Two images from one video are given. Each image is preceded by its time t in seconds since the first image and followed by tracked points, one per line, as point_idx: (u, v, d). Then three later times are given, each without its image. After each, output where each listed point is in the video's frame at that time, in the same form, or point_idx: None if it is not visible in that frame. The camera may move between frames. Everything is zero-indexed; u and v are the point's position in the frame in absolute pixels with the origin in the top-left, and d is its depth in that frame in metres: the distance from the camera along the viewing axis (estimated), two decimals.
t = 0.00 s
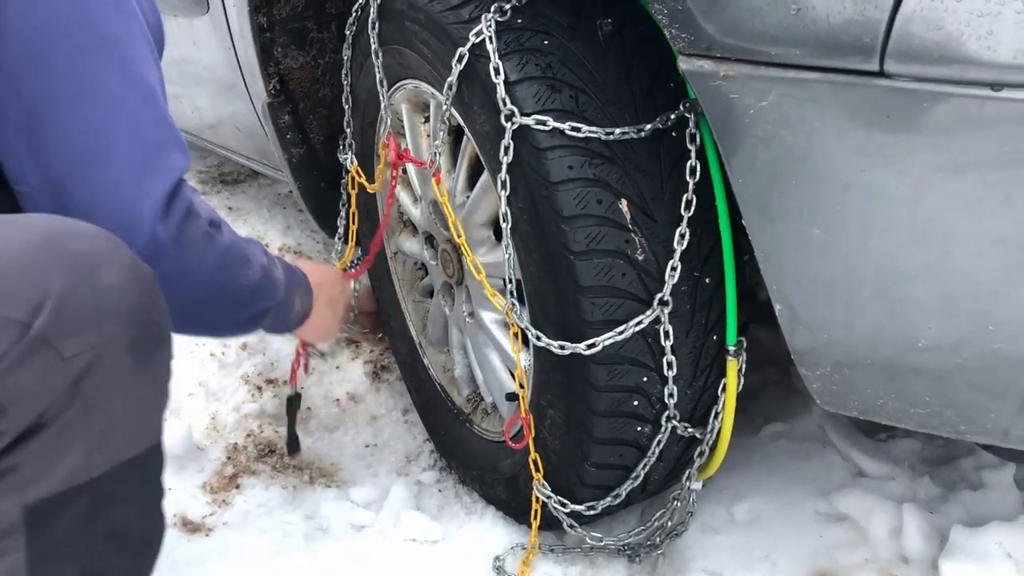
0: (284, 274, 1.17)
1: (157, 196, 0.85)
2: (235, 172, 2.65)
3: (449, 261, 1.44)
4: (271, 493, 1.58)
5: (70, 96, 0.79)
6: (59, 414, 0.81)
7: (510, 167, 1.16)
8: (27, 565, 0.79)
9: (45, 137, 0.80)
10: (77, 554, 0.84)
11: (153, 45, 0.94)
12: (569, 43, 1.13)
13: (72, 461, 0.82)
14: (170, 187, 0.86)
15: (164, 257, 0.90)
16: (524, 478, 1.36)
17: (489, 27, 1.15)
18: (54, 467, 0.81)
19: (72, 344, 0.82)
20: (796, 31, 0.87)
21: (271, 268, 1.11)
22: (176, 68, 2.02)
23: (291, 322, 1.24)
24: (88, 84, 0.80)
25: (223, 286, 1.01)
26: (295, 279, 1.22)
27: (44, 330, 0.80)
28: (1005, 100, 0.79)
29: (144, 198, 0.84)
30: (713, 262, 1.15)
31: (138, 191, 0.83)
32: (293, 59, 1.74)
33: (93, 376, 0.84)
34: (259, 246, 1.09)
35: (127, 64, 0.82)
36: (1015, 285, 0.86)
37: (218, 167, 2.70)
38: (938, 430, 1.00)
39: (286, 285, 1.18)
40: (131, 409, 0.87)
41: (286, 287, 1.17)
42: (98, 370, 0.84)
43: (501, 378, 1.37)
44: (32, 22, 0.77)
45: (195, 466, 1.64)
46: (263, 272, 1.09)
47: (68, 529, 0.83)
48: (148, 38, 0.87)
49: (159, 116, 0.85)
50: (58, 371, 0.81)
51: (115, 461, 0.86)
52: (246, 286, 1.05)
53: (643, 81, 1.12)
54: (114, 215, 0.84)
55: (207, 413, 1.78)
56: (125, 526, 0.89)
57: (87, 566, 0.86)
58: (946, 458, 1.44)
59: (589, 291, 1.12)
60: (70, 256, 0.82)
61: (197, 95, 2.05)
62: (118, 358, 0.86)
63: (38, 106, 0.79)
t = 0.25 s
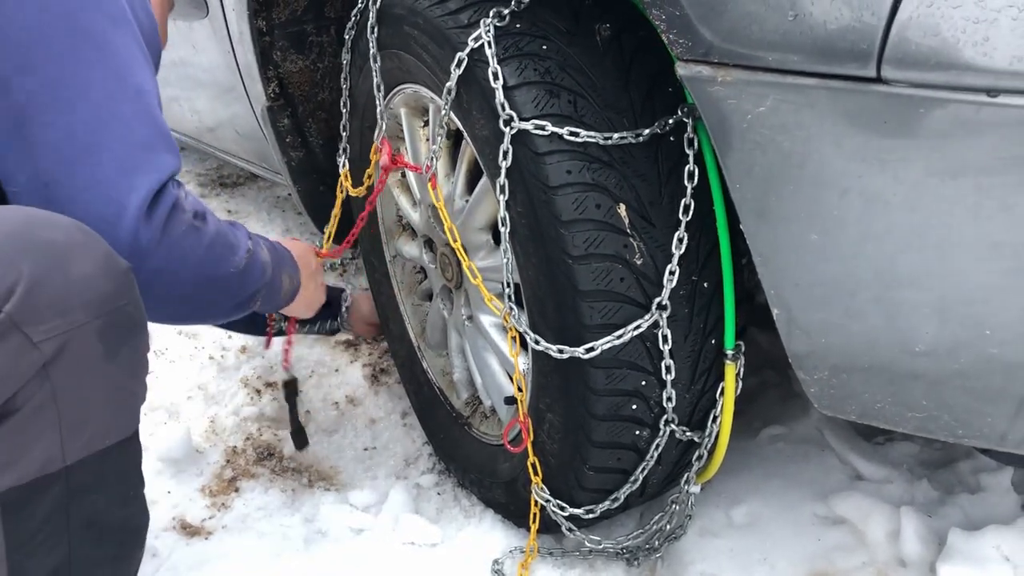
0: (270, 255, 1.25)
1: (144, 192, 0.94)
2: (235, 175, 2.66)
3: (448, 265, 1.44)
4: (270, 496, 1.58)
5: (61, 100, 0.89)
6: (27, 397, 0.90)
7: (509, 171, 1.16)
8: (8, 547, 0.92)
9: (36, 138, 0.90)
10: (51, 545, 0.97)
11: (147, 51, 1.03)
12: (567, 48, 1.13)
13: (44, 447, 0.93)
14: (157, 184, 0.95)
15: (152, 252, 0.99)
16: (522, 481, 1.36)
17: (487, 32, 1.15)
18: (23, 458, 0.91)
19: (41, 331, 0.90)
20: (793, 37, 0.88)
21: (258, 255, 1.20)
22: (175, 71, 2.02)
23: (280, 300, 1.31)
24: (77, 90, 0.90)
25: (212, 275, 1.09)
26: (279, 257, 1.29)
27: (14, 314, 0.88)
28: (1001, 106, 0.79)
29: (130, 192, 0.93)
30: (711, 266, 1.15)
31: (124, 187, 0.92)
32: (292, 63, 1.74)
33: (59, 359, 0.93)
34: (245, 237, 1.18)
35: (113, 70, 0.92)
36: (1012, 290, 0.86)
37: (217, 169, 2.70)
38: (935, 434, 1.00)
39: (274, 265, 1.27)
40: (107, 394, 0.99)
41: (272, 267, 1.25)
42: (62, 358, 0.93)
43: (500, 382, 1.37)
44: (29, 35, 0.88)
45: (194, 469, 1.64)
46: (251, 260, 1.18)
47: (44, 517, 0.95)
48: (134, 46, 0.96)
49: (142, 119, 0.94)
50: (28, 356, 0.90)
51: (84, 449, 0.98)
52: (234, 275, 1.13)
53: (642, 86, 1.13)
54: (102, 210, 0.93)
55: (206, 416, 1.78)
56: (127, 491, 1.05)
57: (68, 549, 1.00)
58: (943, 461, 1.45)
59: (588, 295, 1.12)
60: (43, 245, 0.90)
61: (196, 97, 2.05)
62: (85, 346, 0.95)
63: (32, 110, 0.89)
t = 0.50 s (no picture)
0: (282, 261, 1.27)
1: (180, 208, 0.98)
2: (234, 177, 2.66)
3: (447, 267, 1.45)
4: (269, 498, 1.58)
5: (98, 119, 0.92)
6: (33, 404, 0.90)
7: (508, 174, 1.16)
8: (13, 554, 0.92)
9: (76, 155, 0.93)
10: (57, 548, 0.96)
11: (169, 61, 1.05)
12: (566, 51, 1.13)
13: (50, 454, 0.93)
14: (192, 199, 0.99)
15: (188, 266, 1.03)
16: (521, 483, 1.36)
17: (486, 35, 1.16)
18: (29, 465, 0.91)
19: (47, 337, 0.90)
20: (792, 39, 0.88)
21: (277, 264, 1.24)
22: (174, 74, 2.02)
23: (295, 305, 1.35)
24: (116, 109, 0.93)
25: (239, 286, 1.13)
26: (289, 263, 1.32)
27: (20, 321, 0.88)
28: (999, 109, 0.80)
29: (168, 209, 0.97)
30: (710, 268, 1.16)
31: (162, 204, 0.97)
32: (291, 65, 1.75)
33: (65, 365, 0.93)
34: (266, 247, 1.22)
35: (149, 89, 0.95)
36: (1009, 292, 0.86)
37: (216, 171, 2.71)
38: (933, 436, 1.00)
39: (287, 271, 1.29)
40: (114, 400, 0.99)
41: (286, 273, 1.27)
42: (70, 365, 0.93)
43: (498, 384, 1.37)
44: (66, 55, 0.91)
45: (193, 472, 1.64)
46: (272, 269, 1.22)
47: (50, 522, 0.94)
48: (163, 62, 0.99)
49: (174, 135, 0.97)
50: (34, 363, 0.89)
51: (90, 454, 0.98)
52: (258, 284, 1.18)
53: (640, 88, 1.13)
54: (141, 226, 0.97)
55: (206, 418, 1.78)
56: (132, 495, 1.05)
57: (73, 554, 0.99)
58: (941, 463, 1.45)
59: (586, 298, 1.12)
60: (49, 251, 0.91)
61: (195, 100, 2.06)
62: (91, 352, 0.95)
63: (72, 128, 0.92)
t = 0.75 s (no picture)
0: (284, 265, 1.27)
1: (185, 201, 0.96)
2: (235, 179, 2.66)
3: (448, 270, 1.45)
4: (270, 501, 1.58)
5: (102, 109, 0.91)
6: (26, 411, 0.92)
7: (509, 177, 1.16)
8: (5, 559, 0.93)
9: (80, 146, 0.91)
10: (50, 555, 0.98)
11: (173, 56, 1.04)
12: (567, 54, 1.14)
13: (43, 461, 0.95)
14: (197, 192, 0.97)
15: (190, 260, 1.01)
16: (522, 486, 1.37)
17: (487, 39, 1.16)
18: (22, 471, 0.93)
19: (42, 345, 0.92)
20: (792, 44, 0.88)
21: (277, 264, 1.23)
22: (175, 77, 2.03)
23: (292, 307, 1.34)
24: (121, 100, 0.91)
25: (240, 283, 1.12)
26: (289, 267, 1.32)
27: (15, 329, 0.90)
28: (998, 113, 0.80)
29: (173, 200, 0.95)
30: (710, 272, 1.16)
31: (167, 196, 0.95)
32: (292, 69, 1.75)
33: (60, 373, 0.95)
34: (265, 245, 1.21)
35: (155, 82, 0.94)
36: (1009, 295, 0.86)
37: (217, 173, 2.71)
38: (933, 439, 1.00)
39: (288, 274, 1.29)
40: (110, 408, 1.01)
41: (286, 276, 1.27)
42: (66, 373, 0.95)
43: (500, 386, 1.38)
44: (72, 45, 0.89)
45: (195, 474, 1.65)
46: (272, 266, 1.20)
47: (43, 528, 0.96)
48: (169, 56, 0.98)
49: (179, 128, 0.96)
50: (28, 370, 0.91)
51: (84, 461, 0.99)
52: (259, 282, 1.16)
53: (641, 92, 1.13)
54: (144, 219, 0.94)
55: (207, 420, 1.78)
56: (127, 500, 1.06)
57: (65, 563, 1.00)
58: (942, 465, 1.45)
59: (587, 301, 1.12)
60: (49, 258, 0.93)
61: (196, 103, 2.06)
62: (88, 360, 0.97)
63: (75, 118, 0.91)
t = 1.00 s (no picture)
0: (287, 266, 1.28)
1: (199, 200, 0.97)
2: (235, 180, 2.66)
3: (449, 270, 1.45)
4: (271, 501, 1.58)
5: (122, 105, 0.91)
6: (9, 418, 0.93)
7: (509, 177, 1.16)
8: None
9: (97, 140, 0.91)
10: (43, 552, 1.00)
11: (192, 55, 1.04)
12: (567, 55, 1.14)
13: (27, 466, 0.95)
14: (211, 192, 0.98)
15: (200, 258, 1.02)
16: (523, 486, 1.37)
17: (488, 39, 1.16)
18: (4, 478, 0.93)
19: (25, 351, 0.93)
20: (792, 43, 0.88)
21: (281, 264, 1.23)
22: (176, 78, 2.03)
23: (292, 307, 1.33)
24: (142, 96, 0.91)
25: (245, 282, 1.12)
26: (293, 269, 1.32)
27: None
28: (1000, 112, 0.80)
29: (187, 199, 0.96)
30: (711, 271, 1.16)
31: (181, 194, 0.95)
32: (293, 69, 1.75)
33: (43, 380, 0.95)
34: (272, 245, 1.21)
35: (175, 80, 0.94)
36: (1010, 295, 0.86)
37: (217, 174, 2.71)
38: (935, 438, 1.00)
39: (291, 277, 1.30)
40: (95, 415, 1.02)
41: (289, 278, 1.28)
42: (52, 379, 0.96)
43: (500, 387, 1.38)
44: (95, 38, 0.89)
45: (196, 475, 1.65)
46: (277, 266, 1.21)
47: (26, 535, 0.97)
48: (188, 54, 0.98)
49: (196, 128, 0.96)
50: (10, 376, 0.92)
51: (69, 469, 1.00)
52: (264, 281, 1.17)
53: (641, 92, 1.13)
54: (157, 217, 0.95)
55: (208, 421, 1.78)
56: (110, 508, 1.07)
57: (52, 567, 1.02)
58: (943, 465, 1.45)
59: (588, 301, 1.12)
60: (40, 260, 0.94)
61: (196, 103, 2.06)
62: (72, 366, 0.98)
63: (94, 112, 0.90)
